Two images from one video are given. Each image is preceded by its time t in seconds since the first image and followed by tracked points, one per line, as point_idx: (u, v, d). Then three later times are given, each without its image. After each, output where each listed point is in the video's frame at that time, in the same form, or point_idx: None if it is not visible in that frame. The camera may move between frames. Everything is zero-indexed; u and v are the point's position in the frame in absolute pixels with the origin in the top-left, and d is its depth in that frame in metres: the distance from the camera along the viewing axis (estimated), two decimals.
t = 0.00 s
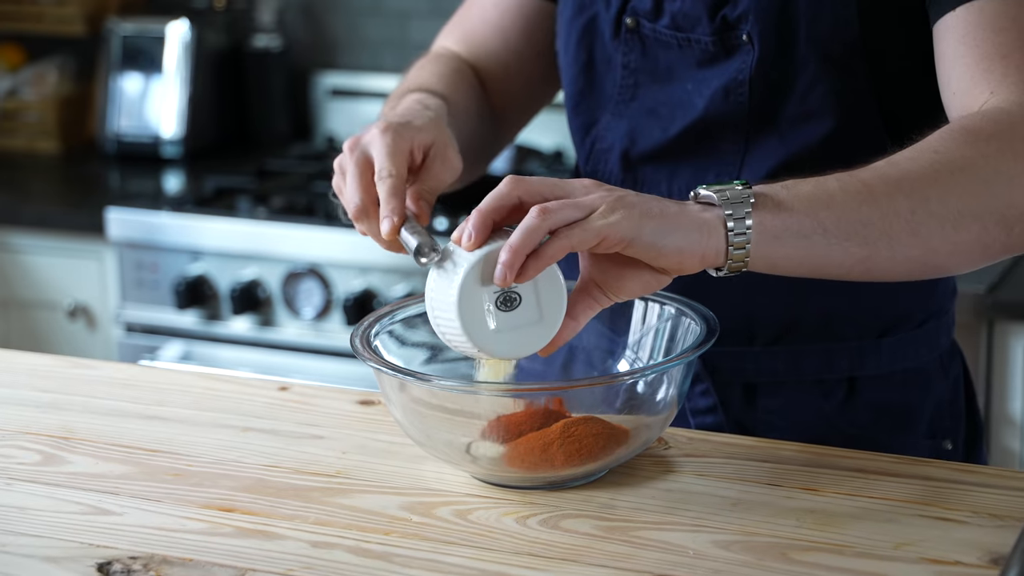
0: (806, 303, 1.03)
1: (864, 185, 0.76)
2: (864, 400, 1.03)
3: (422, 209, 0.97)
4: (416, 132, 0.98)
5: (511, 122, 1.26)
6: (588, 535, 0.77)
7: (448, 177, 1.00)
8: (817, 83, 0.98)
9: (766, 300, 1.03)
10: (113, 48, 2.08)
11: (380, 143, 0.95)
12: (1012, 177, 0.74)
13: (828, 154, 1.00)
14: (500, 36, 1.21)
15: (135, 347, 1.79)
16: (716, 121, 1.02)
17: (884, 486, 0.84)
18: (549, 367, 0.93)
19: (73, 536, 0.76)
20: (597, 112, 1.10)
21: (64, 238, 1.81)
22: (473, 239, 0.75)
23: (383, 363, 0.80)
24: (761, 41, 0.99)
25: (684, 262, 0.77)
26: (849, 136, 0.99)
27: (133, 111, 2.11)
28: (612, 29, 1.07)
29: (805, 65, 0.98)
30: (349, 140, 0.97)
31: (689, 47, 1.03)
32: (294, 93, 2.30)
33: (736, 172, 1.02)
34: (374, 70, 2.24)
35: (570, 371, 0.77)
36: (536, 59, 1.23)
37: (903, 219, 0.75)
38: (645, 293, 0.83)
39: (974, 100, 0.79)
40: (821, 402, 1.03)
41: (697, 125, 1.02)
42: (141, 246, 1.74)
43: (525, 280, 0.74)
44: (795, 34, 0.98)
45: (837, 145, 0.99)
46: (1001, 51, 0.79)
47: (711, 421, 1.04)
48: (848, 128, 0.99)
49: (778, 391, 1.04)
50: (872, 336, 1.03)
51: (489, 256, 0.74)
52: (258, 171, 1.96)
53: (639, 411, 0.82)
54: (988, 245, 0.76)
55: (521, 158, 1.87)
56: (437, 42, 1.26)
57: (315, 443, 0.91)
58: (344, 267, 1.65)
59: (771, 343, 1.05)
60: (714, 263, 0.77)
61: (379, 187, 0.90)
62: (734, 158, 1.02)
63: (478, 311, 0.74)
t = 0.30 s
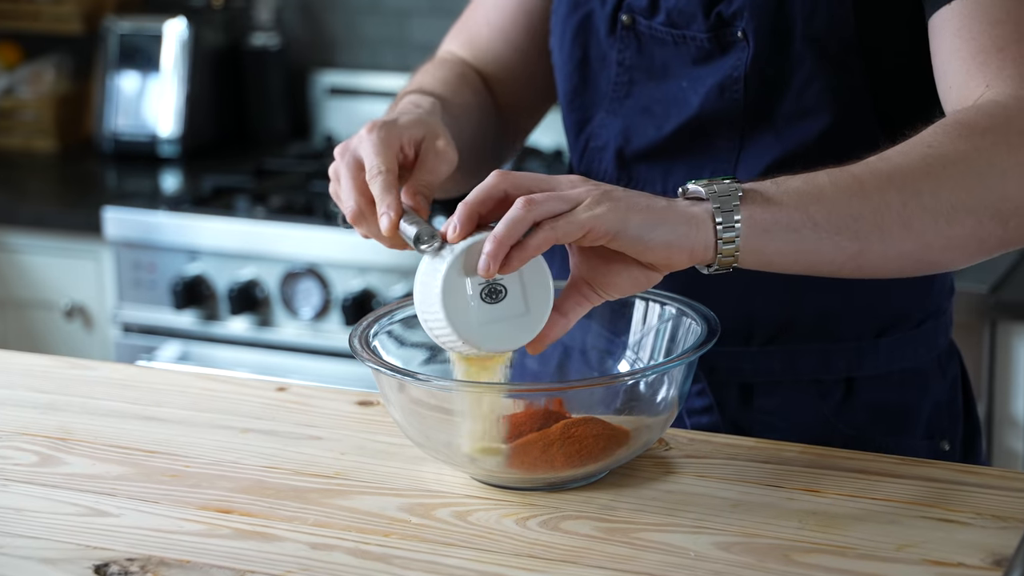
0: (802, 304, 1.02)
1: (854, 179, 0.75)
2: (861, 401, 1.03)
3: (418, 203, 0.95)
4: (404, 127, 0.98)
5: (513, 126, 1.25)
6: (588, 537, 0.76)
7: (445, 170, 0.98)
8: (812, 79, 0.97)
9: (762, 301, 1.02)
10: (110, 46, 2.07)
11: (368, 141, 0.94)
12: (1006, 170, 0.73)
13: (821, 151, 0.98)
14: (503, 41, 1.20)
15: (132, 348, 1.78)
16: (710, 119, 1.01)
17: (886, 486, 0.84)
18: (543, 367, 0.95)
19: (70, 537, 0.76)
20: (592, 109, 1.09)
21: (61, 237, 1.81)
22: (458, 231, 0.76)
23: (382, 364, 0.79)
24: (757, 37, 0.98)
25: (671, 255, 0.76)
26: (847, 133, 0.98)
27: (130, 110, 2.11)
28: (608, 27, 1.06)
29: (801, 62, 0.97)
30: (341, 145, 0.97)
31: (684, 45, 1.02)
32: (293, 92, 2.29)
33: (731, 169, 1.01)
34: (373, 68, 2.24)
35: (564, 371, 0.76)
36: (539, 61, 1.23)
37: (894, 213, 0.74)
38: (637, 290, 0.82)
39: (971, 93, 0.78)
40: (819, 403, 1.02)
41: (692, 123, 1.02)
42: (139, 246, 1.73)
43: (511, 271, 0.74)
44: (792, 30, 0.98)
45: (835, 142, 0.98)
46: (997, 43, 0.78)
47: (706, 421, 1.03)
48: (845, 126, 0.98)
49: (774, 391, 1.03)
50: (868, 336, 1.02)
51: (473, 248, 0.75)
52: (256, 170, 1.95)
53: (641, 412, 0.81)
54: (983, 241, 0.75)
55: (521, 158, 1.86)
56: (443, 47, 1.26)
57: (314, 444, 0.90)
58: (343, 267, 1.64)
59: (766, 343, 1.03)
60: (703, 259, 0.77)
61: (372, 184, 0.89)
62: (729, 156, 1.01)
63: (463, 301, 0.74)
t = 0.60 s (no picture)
0: (801, 303, 1.01)
1: (853, 177, 0.75)
2: (860, 401, 1.02)
3: (421, 198, 0.95)
4: (404, 120, 0.97)
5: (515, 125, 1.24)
6: (588, 538, 0.75)
7: (449, 162, 0.97)
8: (811, 78, 0.96)
9: (761, 300, 1.01)
10: (108, 45, 2.07)
11: (368, 135, 0.94)
12: (1008, 166, 0.73)
13: (822, 150, 0.98)
14: (509, 37, 1.19)
15: (130, 348, 1.78)
16: (709, 118, 1.00)
17: (888, 488, 0.83)
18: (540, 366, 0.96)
19: (67, 539, 0.75)
20: (591, 107, 1.09)
21: (58, 237, 1.80)
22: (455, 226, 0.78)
23: (380, 365, 0.79)
24: (756, 35, 0.97)
25: (668, 250, 0.75)
26: (847, 133, 0.97)
27: (128, 109, 2.10)
28: (607, 25, 1.06)
29: (800, 60, 0.97)
30: (342, 138, 0.97)
31: (684, 43, 1.02)
32: (291, 90, 2.28)
33: (731, 168, 1.00)
34: (372, 67, 2.23)
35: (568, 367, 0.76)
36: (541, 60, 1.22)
37: (894, 208, 0.73)
38: (638, 291, 0.81)
39: (973, 89, 0.78)
40: (818, 403, 1.01)
41: (692, 122, 1.01)
42: (136, 246, 1.73)
43: (505, 260, 0.74)
44: (791, 28, 0.97)
45: (834, 140, 0.97)
46: (998, 39, 0.77)
47: (703, 420, 1.02)
48: (845, 125, 0.97)
49: (772, 391, 1.02)
50: (867, 336, 1.02)
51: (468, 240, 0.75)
52: (254, 169, 1.94)
53: (644, 413, 0.81)
54: (986, 238, 0.74)
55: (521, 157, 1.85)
56: (449, 46, 1.25)
57: (313, 445, 0.90)
58: (342, 267, 1.64)
59: (765, 343, 1.03)
60: (702, 256, 0.76)
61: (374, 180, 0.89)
62: (728, 155, 1.01)
63: (459, 291, 0.74)
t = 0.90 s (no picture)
0: (803, 303, 1.00)
1: (855, 172, 0.74)
2: (861, 402, 1.01)
3: (412, 200, 0.94)
4: (397, 121, 0.96)
5: (512, 123, 1.23)
6: (589, 540, 0.75)
7: (441, 163, 0.97)
8: (813, 77, 0.96)
9: (762, 300, 1.01)
10: (105, 43, 2.06)
11: (363, 137, 0.93)
12: (1011, 160, 0.72)
13: (825, 150, 0.97)
14: (505, 35, 1.18)
15: (127, 348, 1.77)
16: (711, 117, 1.00)
17: (890, 489, 0.82)
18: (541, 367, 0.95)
19: (64, 541, 0.74)
20: (591, 105, 1.08)
21: (55, 237, 1.79)
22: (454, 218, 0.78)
23: (380, 365, 0.78)
24: (759, 34, 0.97)
25: (668, 242, 0.73)
26: (850, 133, 0.97)
27: (125, 108, 2.09)
28: (609, 23, 1.05)
29: (803, 59, 0.96)
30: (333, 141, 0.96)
31: (686, 42, 1.01)
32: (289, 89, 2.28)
33: (733, 168, 1.00)
34: (372, 66, 2.23)
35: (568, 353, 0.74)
36: (541, 62, 1.22)
37: (897, 202, 0.73)
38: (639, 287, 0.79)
39: (976, 86, 0.77)
40: (820, 404, 1.01)
41: (694, 122, 1.00)
42: (134, 246, 1.72)
43: (501, 249, 0.73)
44: (795, 25, 0.96)
45: (836, 140, 0.97)
46: (1003, 35, 0.77)
47: (705, 422, 1.01)
48: (849, 125, 0.97)
49: (773, 391, 1.01)
50: (869, 336, 1.01)
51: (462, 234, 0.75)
52: (253, 168, 1.94)
53: (647, 413, 0.80)
54: (990, 233, 0.73)
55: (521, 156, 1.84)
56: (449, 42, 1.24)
57: (311, 446, 0.89)
58: (341, 267, 1.63)
59: (767, 343, 1.02)
60: (703, 250, 0.75)
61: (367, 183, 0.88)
62: (731, 154, 1.00)
63: (456, 278, 0.73)
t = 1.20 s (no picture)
0: (806, 303, 1.00)
1: (856, 163, 0.73)
2: (864, 402, 1.01)
3: (405, 199, 0.95)
4: (388, 119, 0.95)
5: (511, 121, 1.23)
6: (589, 542, 0.74)
7: (433, 161, 0.97)
8: (816, 75, 0.95)
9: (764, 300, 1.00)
10: (103, 42, 2.05)
11: (355, 137, 0.92)
12: (1015, 147, 0.71)
13: (828, 150, 0.97)
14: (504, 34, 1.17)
15: (125, 349, 1.77)
16: (713, 116, 0.99)
17: (893, 490, 0.82)
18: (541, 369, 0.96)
19: (60, 542, 0.74)
20: (591, 105, 1.07)
21: (52, 237, 1.79)
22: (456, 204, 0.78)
23: (379, 366, 0.77)
24: (761, 32, 0.96)
25: (664, 233, 0.72)
26: (852, 131, 0.96)
27: (123, 107, 2.09)
28: (609, 22, 1.04)
29: (805, 57, 0.95)
30: (323, 141, 0.95)
31: (687, 40, 1.00)
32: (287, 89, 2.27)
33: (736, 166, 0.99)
34: (371, 65, 2.22)
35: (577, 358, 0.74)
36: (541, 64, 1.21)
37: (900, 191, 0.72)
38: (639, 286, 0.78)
39: (979, 77, 0.76)
40: (821, 406, 1.00)
41: (695, 121, 1.00)
42: (131, 245, 1.71)
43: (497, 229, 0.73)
44: (796, 24, 0.96)
45: (838, 140, 0.96)
46: (1004, 26, 0.76)
47: (708, 423, 1.00)
48: (853, 123, 0.96)
49: (776, 393, 1.00)
50: (872, 336, 1.00)
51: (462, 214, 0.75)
52: (251, 168, 1.93)
53: (648, 414, 0.80)
54: (999, 221, 0.72)
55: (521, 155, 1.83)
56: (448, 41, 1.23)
57: (310, 447, 0.88)
58: (340, 267, 1.63)
59: (768, 343, 1.01)
60: (702, 242, 0.73)
61: (360, 182, 0.87)
62: (733, 152, 0.99)
63: (450, 256, 0.73)
